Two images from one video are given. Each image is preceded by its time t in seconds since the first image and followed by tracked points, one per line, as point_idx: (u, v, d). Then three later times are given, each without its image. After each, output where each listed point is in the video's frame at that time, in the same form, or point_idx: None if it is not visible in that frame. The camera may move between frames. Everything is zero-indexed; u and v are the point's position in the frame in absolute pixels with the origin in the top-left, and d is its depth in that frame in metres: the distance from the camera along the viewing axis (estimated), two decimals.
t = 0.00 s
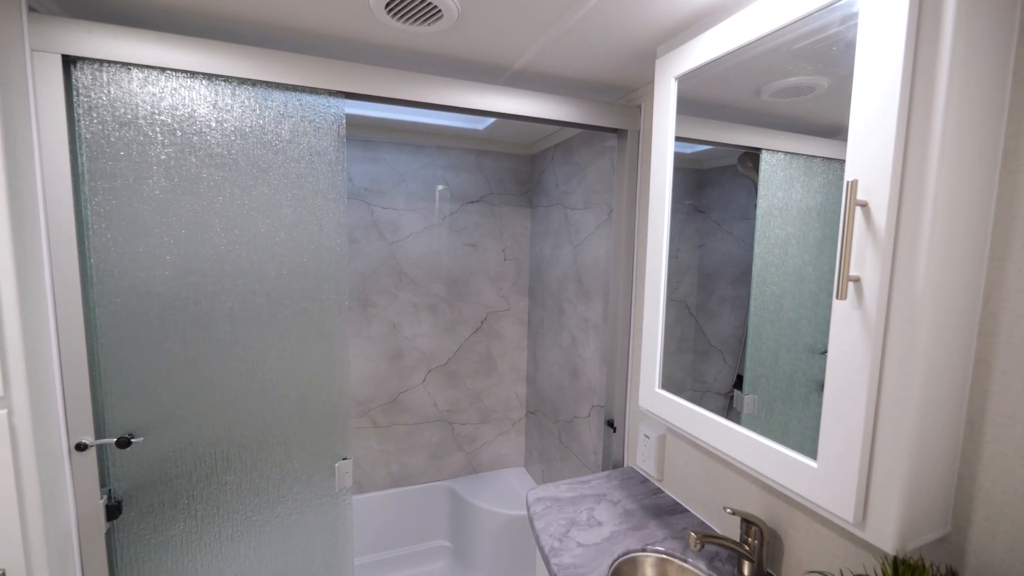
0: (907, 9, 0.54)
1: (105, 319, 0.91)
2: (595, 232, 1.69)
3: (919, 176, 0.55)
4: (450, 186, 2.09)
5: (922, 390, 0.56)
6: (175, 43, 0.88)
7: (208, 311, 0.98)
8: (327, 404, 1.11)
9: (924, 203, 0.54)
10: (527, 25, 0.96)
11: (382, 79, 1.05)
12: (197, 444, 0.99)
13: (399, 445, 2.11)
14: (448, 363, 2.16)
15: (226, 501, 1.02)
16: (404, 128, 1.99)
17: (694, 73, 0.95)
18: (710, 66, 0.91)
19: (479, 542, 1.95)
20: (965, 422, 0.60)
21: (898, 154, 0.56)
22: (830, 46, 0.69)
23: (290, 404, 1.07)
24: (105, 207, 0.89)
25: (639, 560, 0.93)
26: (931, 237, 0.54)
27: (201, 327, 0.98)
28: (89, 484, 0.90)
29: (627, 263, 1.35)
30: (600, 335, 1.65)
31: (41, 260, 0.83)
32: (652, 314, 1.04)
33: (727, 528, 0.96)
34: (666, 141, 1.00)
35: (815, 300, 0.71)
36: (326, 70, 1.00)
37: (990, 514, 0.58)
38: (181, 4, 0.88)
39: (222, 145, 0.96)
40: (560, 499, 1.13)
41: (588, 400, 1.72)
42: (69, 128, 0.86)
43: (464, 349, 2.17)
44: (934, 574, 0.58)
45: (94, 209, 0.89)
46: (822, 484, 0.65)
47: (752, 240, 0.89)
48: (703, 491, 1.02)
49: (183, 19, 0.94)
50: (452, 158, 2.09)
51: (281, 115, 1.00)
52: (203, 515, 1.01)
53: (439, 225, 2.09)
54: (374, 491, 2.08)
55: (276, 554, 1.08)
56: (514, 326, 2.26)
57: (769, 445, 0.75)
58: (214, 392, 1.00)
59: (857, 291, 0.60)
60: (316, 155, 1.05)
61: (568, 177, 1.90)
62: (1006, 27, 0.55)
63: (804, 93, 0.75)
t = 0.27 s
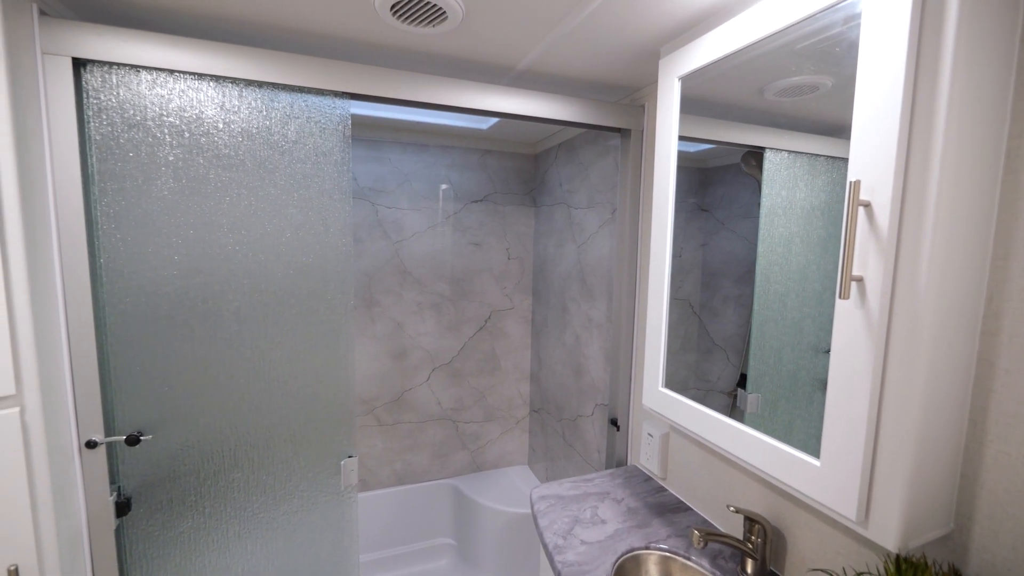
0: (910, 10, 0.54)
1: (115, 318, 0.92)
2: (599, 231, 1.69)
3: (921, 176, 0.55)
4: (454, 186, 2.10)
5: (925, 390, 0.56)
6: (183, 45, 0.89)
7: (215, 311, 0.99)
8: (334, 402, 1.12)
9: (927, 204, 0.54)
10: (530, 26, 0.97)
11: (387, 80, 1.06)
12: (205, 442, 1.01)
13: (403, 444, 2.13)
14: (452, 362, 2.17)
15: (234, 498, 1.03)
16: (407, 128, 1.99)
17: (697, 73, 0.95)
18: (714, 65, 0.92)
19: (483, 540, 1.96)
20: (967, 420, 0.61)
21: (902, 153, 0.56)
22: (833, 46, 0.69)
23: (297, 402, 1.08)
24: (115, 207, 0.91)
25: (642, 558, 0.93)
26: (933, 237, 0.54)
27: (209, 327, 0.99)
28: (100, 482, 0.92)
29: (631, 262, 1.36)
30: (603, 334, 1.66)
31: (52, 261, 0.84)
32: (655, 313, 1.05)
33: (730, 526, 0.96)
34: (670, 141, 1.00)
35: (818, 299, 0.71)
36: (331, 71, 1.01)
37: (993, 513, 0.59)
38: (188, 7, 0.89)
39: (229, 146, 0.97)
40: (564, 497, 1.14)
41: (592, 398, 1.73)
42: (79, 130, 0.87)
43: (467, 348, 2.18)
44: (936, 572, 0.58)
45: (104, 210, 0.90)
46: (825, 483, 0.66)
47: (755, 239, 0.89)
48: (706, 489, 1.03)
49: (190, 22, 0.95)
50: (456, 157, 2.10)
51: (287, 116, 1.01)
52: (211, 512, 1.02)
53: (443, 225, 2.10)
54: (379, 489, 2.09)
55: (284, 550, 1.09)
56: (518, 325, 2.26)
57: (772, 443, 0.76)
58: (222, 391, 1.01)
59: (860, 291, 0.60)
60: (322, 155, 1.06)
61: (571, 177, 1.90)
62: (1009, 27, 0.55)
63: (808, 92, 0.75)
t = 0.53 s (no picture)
0: (916, 10, 0.54)
1: (122, 316, 0.93)
2: (602, 230, 1.69)
3: (926, 175, 0.55)
4: (456, 184, 2.10)
5: (928, 389, 0.56)
6: (188, 44, 0.90)
7: (220, 308, 1.00)
8: (337, 400, 1.13)
9: (932, 203, 0.54)
10: (535, 25, 0.97)
11: (391, 79, 1.06)
12: (211, 439, 1.01)
13: (406, 441, 2.13)
14: (455, 360, 2.17)
15: (238, 494, 1.04)
16: (411, 126, 2.00)
17: (702, 71, 0.95)
18: (718, 64, 0.91)
19: (486, 537, 1.97)
20: (971, 420, 0.61)
21: (907, 152, 0.56)
22: (839, 45, 0.69)
23: (301, 400, 1.09)
24: (121, 206, 0.91)
25: (644, 555, 0.94)
26: (938, 236, 0.54)
27: (214, 324, 1.00)
28: (106, 478, 0.93)
29: (634, 262, 1.36)
30: (606, 333, 1.66)
31: (59, 259, 0.85)
32: (658, 312, 1.05)
33: (732, 524, 0.96)
34: (674, 139, 1.00)
35: (821, 298, 0.71)
36: (336, 69, 1.01)
37: (995, 512, 0.59)
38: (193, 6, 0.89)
39: (234, 145, 0.98)
40: (566, 495, 1.14)
41: (594, 397, 1.73)
42: (85, 129, 0.87)
43: (470, 346, 2.19)
44: (937, 570, 0.59)
45: (110, 209, 0.91)
46: (827, 481, 0.66)
47: (759, 238, 0.89)
48: (709, 487, 1.03)
49: (195, 21, 0.95)
50: (459, 156, 2.10)
51: (292, 114, 1.02)
52: (216, 508, 1.03)
53: (446, 223, 2.10)
54: (382, 486, 2.10)
55: (288, 546, 1.10)
56: (520, 324, 2.27)
57: (775, 442, 0.76)
58: (228, 388, 1.02)
59: (864, 289, 0.60)
60: (326, 154, 1.06)
61: (574, 175, 1.90)
62: (1016, 26, 0.55)
63: (813, 90, 0.75)
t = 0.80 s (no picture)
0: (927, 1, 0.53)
1: (126, 309, 0.93)
2: (605, 226, 1.69)
3: (935, 170, 0.54)
4: (459, 180, 2.10)
5: (934, 385, 0.56)
6: (190, 37, 0.89)
7: (223, 303, 1.00)
8: (340, 394, 1.13)
9: (940, 197, 0.54)
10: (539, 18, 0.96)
11: (394, 73, 1.06)
12: (215, 432, 1.02)
13: (408, 436, 2.14)
14: (457, 356, 2.18)
15: (242, 487, 1.05)
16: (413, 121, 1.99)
17: (707, 66, 0.94)
18: (724, 58, 0.91)
19: (488, 531, 1.98)
20: (976, 417, 0.60)
21: (915, 147, 0.55)
22: (848, 38, 0.68)
23: (305, 394, 1.09)
24: (124, 199, 0.91)
25: (646, 550, 0.94)
26: (945, 232, 0.54)
27: (217, 318, 1.00)
28: (112, 470, 0.93)
29: (637, 258, 1.35)
30: (609, 329, 1.66)
31: (63, 252, 0.85)
32: (661, 309, 1.04)
33: (734, 520, 0.97)
34: (678, 135, 0.99)
35: (826, 295, 0.71)
36: (338, 63, 1.01)
37: (999, 509, 0.59)
38: None
39: (236, 139, 0.98)
40: (568, 490, 1.15)
41: (597, 393, 1.73)
42: (88, 122, 0.87)
43: (473, 342, 2.19)
44: (940, 567, 0.58)
45: (113, 202, 0.91)
46: (831, 477, 0.66)
47: (763, 234, 0.88)
48: (710, 483, 1.03)
49: (198, 14, 0.95)
50: (462, 151, 2.09)
51: (294, 108, 1.01)
52: (220, 500, 1.03)
53: (449, 219, 2.10)
54: (384, 480, 2.11)
55: (291, 539, 1.11)
56: (522, 320, 2.27)
57: (777, 438, 0.76)
58: (231, 382, 1.02)
59: (870, 285, 0.60)
60: (329, 148, 1.06)
61: (577, 171, 1.89)
62: None
63: (820, 85, 0.74)
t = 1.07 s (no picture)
0: None
1: (130, 302, 0.94)
2: (608, 221, 1.68)
3: (943, 163, 0.54)
4: (462, 174, 2.09)
5: (939, 380, 0.55)
6: (193, 30, 0.89)
7: (227, 296, 1.00)
8: (343, 387, 1.14)
9: (948, 191, 0.53)
10: (542, 11, 0.95)
11: (396, 66, 1.05)
12: (219, 425, 1.03)
13: (411, 430, 2.15)
14: (460, 351, 2.18)
15: (246, 479, 1.06)
16: (416, 116, 1.99)
17: (712, 59, 0.93)
18: (729, 51, 0.90)
19: (490, 526, 1.99)
20: (982, 413, 0.60)
21: (923, 140, 0.54)
22: (854, 30, 0.67)
23: (307, 387, 1.10)
24: (129, 193, 0.92)
25: (647, 545, 0.95)
26: (953, 225, 0.53)
27: (221, 312, 1.00)
28: (117, 461, 0.94)
29: (640, 253, 1.35)
30: (611, 324, 1.65)
31: (69, 245, 0.85)
32: (664, 304, 1.04)
33: (736, 515, 0.96)
34: (682, 128, 0.98)
35: (831, 291, 0.70)
36: (341, 56, 1.00)
37: (1005, 506, 0.58)
38: None
39: (240, 132, 0.98)
40: (570, 484, 1.15)
41: (599, 388, 1.73)
42: (93, 115, 0.88)
43: (475, 337, 2.19)
44: (944, 563, 0.58)
45: (118, 195, 0.91)
46: (834, 473, 0.65)
47: (767, 230, 0.87)
48: (713, 479, 1.03)
49: (201, 7, 0.95)
50: (465, 146, 2.09)
51: (297, 102, 1.01)
52: (224, 492, 1.04)
53: (452, 214, 2.10)
54: (387, 474, 2.12)
55: (295, 531, 1.12)
56: (525, 315, 2.27)
57: (781, 433, 0.75)
58: (235, 375, 1.03)
59: (876, 279, 0.59)
60: (332, 142, 1.06)
61: (581, 166, 1.88)
62: None
63: (826, 79, 0.73)
